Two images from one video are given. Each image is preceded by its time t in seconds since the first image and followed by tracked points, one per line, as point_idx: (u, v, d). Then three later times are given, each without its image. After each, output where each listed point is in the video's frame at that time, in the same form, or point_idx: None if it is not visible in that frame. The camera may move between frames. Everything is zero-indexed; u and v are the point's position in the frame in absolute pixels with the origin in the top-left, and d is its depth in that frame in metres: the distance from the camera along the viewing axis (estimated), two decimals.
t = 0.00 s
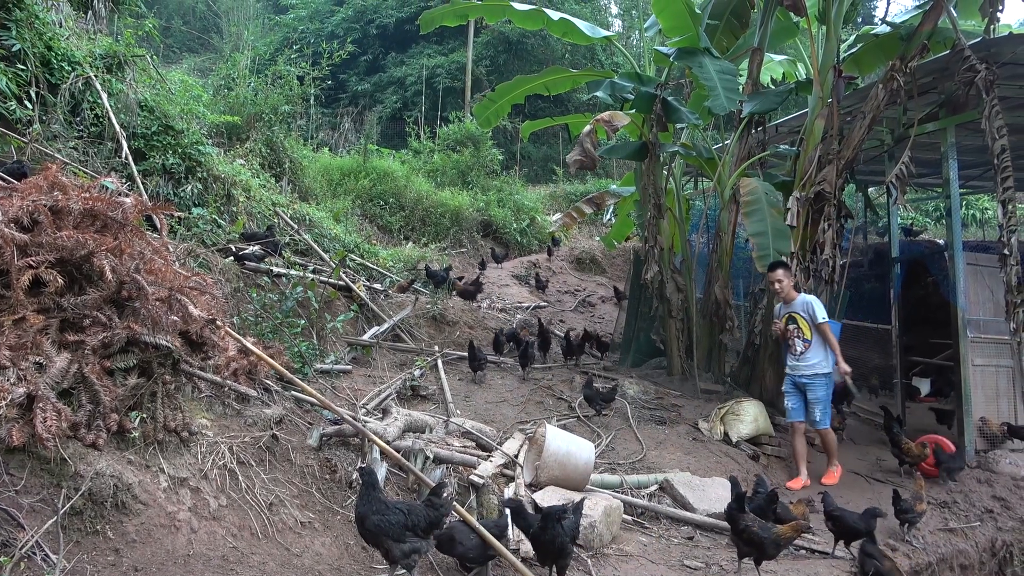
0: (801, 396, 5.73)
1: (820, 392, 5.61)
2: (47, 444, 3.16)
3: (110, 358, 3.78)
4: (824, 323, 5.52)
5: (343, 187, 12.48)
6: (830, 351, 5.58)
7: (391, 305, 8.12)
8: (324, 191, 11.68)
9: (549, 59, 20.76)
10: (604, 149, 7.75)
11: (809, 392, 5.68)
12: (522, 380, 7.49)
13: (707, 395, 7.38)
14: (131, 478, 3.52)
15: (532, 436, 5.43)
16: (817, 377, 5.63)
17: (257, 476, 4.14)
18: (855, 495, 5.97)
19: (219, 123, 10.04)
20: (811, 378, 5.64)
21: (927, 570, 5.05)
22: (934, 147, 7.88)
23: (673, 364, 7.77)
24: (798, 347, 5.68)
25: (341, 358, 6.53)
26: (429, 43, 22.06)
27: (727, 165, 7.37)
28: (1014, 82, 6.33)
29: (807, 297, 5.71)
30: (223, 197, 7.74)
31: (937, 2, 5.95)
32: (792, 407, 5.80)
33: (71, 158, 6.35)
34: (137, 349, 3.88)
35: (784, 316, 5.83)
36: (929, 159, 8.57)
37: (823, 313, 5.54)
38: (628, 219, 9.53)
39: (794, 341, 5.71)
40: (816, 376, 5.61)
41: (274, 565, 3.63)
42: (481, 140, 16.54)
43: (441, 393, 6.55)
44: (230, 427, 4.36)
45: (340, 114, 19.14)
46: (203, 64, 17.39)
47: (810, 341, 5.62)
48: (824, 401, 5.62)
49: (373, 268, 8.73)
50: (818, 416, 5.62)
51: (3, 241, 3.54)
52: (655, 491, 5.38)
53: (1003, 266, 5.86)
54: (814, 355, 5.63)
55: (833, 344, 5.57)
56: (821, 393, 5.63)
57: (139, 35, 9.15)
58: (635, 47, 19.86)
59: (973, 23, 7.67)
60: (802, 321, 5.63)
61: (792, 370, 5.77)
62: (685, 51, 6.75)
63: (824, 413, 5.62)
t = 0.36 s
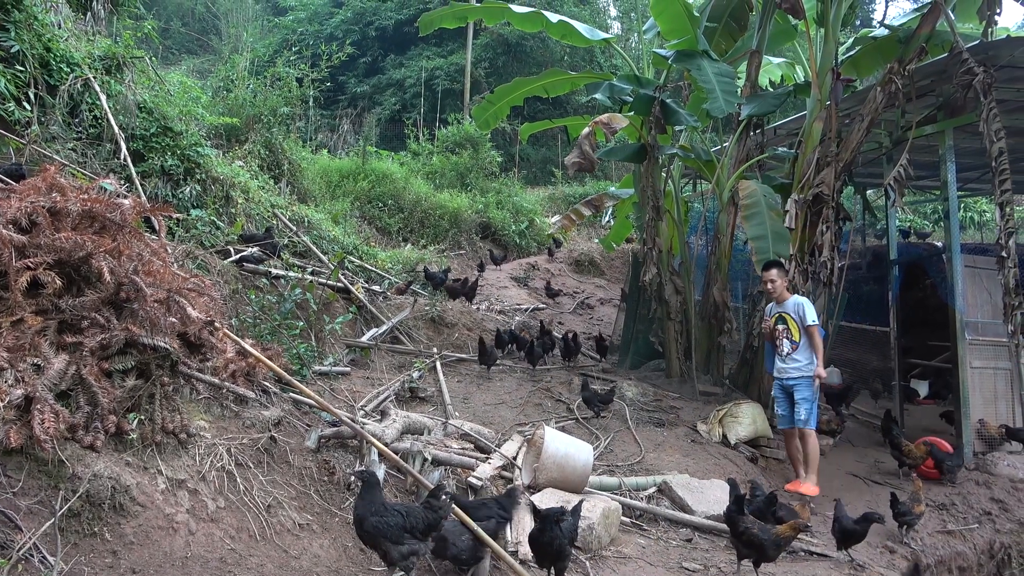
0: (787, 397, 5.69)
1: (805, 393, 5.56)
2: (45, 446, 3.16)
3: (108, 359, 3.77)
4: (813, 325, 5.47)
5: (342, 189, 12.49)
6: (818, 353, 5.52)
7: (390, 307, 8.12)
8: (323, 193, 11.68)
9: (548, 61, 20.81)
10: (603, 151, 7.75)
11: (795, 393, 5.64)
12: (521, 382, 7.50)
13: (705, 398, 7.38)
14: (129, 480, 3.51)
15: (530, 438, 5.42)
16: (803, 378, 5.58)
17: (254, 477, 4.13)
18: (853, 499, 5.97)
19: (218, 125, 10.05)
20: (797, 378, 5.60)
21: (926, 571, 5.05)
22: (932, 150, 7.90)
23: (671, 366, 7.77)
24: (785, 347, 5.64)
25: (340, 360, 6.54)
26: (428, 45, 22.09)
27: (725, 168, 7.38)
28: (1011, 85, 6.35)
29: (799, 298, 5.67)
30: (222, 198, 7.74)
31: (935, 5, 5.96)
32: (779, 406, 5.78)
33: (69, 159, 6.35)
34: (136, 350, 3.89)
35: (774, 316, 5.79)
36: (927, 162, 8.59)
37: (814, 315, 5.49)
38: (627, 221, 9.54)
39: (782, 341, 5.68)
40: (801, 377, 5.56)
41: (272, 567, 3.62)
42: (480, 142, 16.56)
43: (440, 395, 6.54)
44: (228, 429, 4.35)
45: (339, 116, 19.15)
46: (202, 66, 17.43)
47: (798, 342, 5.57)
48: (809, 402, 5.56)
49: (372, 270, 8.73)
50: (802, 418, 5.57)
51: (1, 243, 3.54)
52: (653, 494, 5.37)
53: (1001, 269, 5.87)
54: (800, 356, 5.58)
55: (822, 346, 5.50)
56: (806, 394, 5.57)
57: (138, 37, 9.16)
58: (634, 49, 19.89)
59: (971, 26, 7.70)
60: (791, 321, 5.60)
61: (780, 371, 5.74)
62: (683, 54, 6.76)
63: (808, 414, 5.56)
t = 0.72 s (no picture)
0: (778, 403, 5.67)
1: (795, 401, 5.53)
2: (44, 448, 3.16)
3: (107, 362, 3.77)
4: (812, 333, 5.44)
5: (340, 191, 12.49)
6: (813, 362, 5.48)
7: (389, 310, 8.11)
8: (322, 195, 11.68)
9: (546, 63, 20.85)
10: (602, 153, 7.75)
11: (786, 399, 5.60)
12: (521, 384, 7.50)
13: (705, 399, 7.38)
14: (128, 483, 3.51)
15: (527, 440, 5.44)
16: (795, 385, 5.55)
17: (254, 480, 4.12)
18: (853, 501, 5.97)
19: (217, 128, 10.05)
20: (788, 385, 5.57)
21: (925, 573, 5.05)
22: (931, 151, 7.91)
23: (670, 367, 7.78)
24: (780, 352, 5.61)
25: (339, 362, 6.53)
26: (427, 47, 22.11)
27: (723, 169, 7.40)
28: (1008, 86, 6.37)
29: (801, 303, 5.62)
30: (220, 201, 7.73)
31: (933, 7, 5.97)
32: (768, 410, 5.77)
33: (68, 162, 6.34)
34: (134, 353, 3.88)
35: (774, 318, 5.76)
36: (925, 163, 8.61)
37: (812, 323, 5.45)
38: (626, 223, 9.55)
39: (778, 345, 5.65)
40: (794, 384, 5.53)
41: (272, 570, 3.61)
42: (479, 144, 16.57)
43: (439, 397, 6.54)
44: (227, 432, 4.34)
45: (338, 118, 19.16)
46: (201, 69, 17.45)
47: (794, 348, 5.54)
48: (800, 410, 5.53)
49: (371, 272, 8.73)
50: (791, 425, 5.54)
51: None
52: (652, 495, 5.36)
53: (1000, 270, 5.88)
54: (794, 362, 5.54)
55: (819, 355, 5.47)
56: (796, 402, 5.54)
57: (137, 40, 9.16)
58: (633, 51, 19.92)
59: (968, 27, 7.73)
60: (788, 326, 5.56)
61: (772, 376, 5.71)
62: (682, 56, 6.76)
63: (798, 422, 5.53)
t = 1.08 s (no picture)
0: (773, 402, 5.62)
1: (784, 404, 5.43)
2: (43, 450, 3.15)
3: (106, 364, 3.77)
4: (796, 341, 5.21)
5: (340, 193, 12.49)
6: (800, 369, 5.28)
7: (388, 311, 8.12)
8: (323, 197, 11.68)
9: (546, 65, 20.87)
10: (602, 155, 7.76)
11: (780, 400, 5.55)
12: (521, 386, 7.49)
13: (705, 401, 7.38)
14: (127, 484, 3.50)
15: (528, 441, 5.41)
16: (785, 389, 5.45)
17: (253, 482, 4.12)
18: (853, 503, 5.96)
19: (217, 129, 10.06)
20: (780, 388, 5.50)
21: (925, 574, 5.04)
22: (930, 152, 7.92)
23: (670, 369, 7.78)
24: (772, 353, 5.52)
25: (338, 364, 6.53)
26: (427, 49, 22.14)
27: (723, 170, 7.40)
28: (1008, 88, 6.38)
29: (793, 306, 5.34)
30: (220, 202, 7.72)
31: (932, 9, 5.98)
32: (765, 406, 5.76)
33: (68, 163, 6.34)
34: (134, 355, 3.87)
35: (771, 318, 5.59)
36: (925, 165, 8.62)
37: (796, 330, 5.21)
38: (626, 225, 9.54)
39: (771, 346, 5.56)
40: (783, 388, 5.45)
41: (271, 572, 3.61)
42: (479, 145, 16.58)
43: (439, 399, 6.54)
44: (226, 434, 4.34)
45: (338, 120, 19.17)
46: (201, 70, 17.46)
47: (783, 352, 5.38)
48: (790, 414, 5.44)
49: (370, 273, 8.73)
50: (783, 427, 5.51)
51: None
52: (652, 497, 5.36)
53: (999, 271, 5.88)
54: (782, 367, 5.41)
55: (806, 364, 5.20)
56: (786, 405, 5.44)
57: (137, 42, 9.17)
58: (633, 53, 19.94)
59: (967, 29, 7.75)
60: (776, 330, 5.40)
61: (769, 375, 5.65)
62: (681, 58, 6.77)
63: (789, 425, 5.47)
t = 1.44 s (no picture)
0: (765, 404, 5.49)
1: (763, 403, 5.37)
2: (43, 452, 3.15)
3: (106, 365, 3.76)
4: (768, 341, 5.13)
5: (340, 195, 12.49)
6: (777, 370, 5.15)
7: (388, 312, 8.13)
8: (322, 198, 11.69)
9: (546, 66, 20.89)
10: (601, 156, 7.76)
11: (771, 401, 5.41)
12: (521, 386, 7.49)
13: (705, 402, 7.38)
14: (127, 486, 3.50)
15: (528, 442, 5.39)
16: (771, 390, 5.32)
17: (252, 483, 4.12)
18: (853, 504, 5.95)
19: (216, 131, 10.07)
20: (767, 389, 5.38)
21: (925, 575, 5.04)
22: (930, 153, 7.93)
23: (670, 370, 7.79)
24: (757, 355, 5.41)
25: (338, 365, 6.54)
26: (427, 50, 22.15)
27: (722, 171, 7.39)
28: (1008, 88, 6.38)
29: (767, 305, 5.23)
30: (220, 204, 7.73)
31: (931, 9, 5.98)
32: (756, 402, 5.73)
33: (67, 165, 6.34)
34: (133, 356, 3.87)
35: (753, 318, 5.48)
36: (924, 165, 8.63)
37: (767, 330, 5.13)
38: (626, 225, 9.54)
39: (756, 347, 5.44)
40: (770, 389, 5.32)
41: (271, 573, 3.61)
42: (479, 146, 16.60)
43: (439, 400, 6.54)
44: (225, 435, 4.34)
45: (337, 121, 19.18)
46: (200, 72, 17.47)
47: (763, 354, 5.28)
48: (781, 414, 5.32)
49: (370, 274, 8.74)
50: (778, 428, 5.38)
51: None
52: (652, 498, 5.37)
53: (999, 271, 5.88)
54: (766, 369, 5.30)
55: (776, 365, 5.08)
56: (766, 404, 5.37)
57: (136, 43, 9.16)
58: (633, 54, 19.96)
59: (966, 30, 7.76)
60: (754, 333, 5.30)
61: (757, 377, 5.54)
62: (680, 59, 6.76)
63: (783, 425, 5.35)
